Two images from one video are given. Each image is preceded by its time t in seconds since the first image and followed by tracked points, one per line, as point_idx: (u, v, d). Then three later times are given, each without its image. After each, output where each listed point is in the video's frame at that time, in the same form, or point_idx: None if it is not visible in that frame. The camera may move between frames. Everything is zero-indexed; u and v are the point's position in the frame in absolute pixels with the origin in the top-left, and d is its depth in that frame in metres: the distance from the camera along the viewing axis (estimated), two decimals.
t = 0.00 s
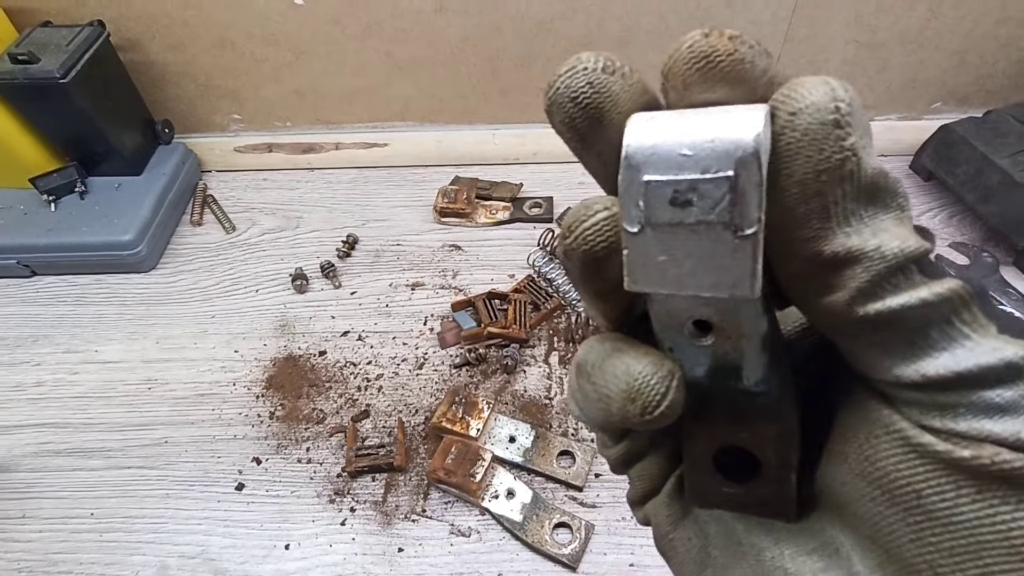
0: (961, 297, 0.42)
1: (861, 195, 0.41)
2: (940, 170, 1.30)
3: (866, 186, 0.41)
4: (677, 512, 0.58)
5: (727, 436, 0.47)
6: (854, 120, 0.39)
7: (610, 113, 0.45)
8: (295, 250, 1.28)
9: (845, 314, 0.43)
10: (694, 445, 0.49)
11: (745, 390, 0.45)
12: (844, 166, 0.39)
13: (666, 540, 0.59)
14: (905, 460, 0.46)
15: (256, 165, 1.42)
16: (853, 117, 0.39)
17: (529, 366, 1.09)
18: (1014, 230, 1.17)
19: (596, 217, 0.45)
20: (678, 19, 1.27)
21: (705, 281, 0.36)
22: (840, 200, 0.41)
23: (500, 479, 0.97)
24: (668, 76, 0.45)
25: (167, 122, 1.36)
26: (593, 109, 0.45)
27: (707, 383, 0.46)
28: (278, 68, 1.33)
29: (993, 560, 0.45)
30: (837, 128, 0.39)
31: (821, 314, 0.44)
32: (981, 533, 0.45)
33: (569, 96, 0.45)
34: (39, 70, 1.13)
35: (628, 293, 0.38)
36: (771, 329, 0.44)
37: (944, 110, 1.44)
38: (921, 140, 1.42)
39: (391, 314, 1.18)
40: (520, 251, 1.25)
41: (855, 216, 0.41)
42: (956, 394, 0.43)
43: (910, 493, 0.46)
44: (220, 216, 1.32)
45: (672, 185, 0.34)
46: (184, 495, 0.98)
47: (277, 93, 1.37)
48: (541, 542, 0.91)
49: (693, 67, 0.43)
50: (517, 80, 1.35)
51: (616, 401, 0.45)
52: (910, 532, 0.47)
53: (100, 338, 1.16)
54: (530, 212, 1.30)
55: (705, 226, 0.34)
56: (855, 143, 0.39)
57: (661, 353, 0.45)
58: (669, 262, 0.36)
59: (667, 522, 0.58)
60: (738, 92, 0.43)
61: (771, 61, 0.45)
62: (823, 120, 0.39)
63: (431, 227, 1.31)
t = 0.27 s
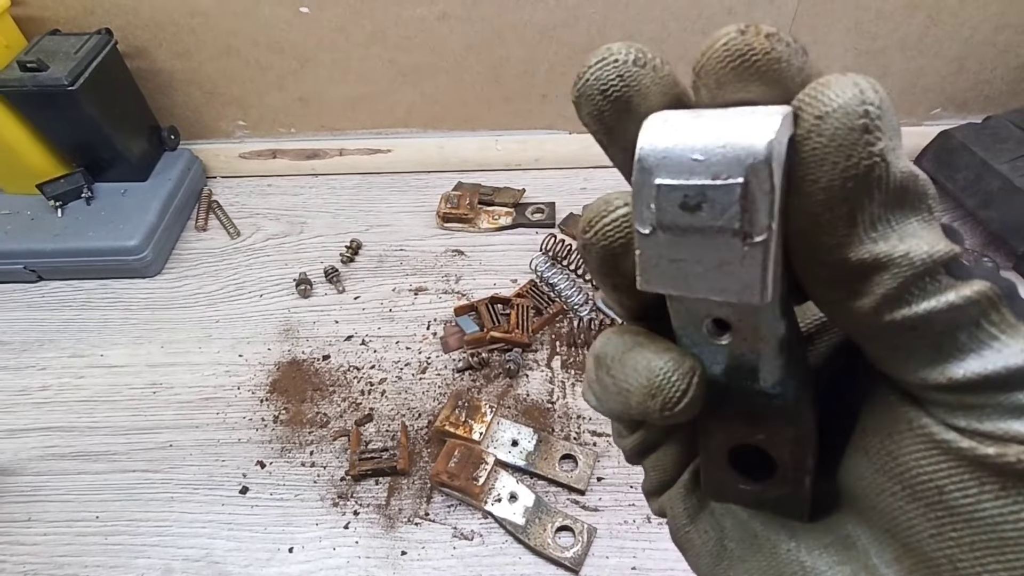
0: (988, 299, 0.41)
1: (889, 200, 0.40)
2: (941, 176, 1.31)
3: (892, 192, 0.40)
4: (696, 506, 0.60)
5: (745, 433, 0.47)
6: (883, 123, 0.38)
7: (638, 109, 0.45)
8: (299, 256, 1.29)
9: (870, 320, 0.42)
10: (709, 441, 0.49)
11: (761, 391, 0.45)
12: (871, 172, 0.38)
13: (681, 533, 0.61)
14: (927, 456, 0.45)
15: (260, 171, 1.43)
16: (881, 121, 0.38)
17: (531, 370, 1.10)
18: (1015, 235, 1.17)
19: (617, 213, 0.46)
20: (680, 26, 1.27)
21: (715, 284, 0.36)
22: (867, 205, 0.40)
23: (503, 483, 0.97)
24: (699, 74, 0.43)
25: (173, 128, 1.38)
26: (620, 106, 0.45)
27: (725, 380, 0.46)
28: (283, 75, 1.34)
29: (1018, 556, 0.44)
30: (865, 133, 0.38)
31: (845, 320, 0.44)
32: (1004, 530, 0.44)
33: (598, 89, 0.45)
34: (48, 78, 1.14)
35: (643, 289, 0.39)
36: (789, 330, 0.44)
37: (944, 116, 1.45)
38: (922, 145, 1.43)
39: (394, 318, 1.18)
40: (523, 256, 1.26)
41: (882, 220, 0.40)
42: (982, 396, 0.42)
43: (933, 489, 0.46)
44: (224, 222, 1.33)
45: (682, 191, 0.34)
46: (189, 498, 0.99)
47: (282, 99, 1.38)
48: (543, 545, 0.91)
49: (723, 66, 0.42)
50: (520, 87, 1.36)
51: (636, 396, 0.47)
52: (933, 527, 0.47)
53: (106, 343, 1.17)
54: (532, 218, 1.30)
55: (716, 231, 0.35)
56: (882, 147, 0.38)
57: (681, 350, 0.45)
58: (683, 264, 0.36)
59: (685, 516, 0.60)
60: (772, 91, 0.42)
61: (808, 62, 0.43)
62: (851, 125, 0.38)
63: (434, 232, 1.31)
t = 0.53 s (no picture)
0: (995, 310, 0.41)
1: (896, 215, 0.40)
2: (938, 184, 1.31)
3: (898, 208, 0.40)
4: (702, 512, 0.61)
5: (752, 443, 0.48)
6: (887, 140, 0.38)
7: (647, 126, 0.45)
8: (302, 262, 1.29)
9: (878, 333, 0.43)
10: (715, 449, 0.50)
11: (766, 403, 0.45)
12: (876, 189, 0.39)
13: (689, 538, 0.63)
14: (935, 464, 0.46)
15: (263, 178, 1.44)
16: (885, 138, 0.38)
17: (532, 377, 1.11)
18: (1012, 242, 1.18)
19: (624, 227, 0.47)
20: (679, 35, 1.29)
21: (719, 299, 0.37)
22: (873, 220, 0.40)
23: (505, 488, 0.98)
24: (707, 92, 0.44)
25: (176, 136, 1.38)
26: (630, 121, 0.45)
27: (730, 392, 0.46)
28: (285, 83, 1.35)
29: None
30: (870, 151, 0.38)
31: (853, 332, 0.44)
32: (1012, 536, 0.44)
33: (607, 105, 0.46)
34: (53, 86, 1.15)
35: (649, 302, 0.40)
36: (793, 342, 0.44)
37: (942, 123, 1.46)
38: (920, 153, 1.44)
39: (396, 325, 1.19)
40: (524, 263, 1.27)
41: (889, 235, 0.41)
42: (989, 405, 0.43)
43: (940, 495, 0.46)
44: (227, 228, 1.33)
45: (686, 209, 0.35)
46: (191, 504, 0.99)
47: (284, 107, 1.39)
48: (545, 551, 0.92)
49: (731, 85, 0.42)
50: (521, 95, 1.37)
51: (643, 406, 0.48)
52: (941, 533, 0.47)
53: (109, 349, 1.18)
54: (533, 225, 1.31)
55: (719, 248, 0.35)
56: (887, 164, 0.39)
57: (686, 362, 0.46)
58: (688, 278, 0.37)
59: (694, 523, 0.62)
60: (780, 110, 0.42)
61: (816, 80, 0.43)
62: (856, 143, 0.38)
63: (436, 239, 1.32)
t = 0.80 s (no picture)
0: (998, 315, 0.41)
1: (897, 221, 0.40)
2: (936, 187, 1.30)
3: (899, 214, 0.40)
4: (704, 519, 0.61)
5: (753, 449, 0.47)
6: (887, 145, 0.38)
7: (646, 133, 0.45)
8: (299, 267, 1.29)
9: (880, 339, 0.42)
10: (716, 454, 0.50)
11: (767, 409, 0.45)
12: (877, 195, 0.38)
13: (690, 546, 0.62)
14: (938, 471, 0.45)
15: (262, 183, 1.44)
16: (885, 143, 0.38)
17: (530, 382, 1.10)
18: (1010, 246, 1.17)
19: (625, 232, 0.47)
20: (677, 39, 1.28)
21: (719, 307, 0.37)
22: (874, 226, 0.40)
23: (502, 495, 0.97)
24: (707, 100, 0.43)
25: (174, 140, 1.38)
26: (630, 128, 0.45)
27: (732, 399, 0.46)
28: (283, 88, 1.35)
29: None
30: (870, 157, 0.38)
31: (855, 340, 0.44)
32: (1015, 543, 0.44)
33: (607, 112, 0.45)
34: (51, 91, 1.15)
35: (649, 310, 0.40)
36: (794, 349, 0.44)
37: (940, 127, 1.45)
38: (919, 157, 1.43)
39: (393, 329, 1.19)
40: (523, 267, 1.26)
41: (890, 241, 0.40)
42: (993, 412, 0.42)
43: (943, 502, 0.46)
44: (225, 233, 1.33)
45: (685, 217, 0.35)
46: (187, 511, 0.99)
47: (282, 112, 1.39)
48: (542, 558, 0.91)
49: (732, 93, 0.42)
50: (519, 99, 1.37)
51: (644, 413, 0.47)
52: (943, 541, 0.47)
53: (106, 354, 1.17)
54: (532, 229, 1.31)
55: (719, 255, 0.35)
56: (887, 170, 0.38)
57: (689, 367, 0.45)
58: (688, 286, 0.37)
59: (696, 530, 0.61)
60: (780, 118, 0.42)
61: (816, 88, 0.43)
62: (856, 150, 0.38)
63: (434, 244, 1.32)
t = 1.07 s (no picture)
0: (988, 327, 0.41)
1: (882, 233, 0.40)
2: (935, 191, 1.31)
3: (884, 226, 0.39)
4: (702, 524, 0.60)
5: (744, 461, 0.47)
6: (868, 157, 0.38)
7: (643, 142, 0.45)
8: (298, 271, 1.29)
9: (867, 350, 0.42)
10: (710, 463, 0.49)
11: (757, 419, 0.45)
12: (858, 209, 0.38)
13: (688, 553, 0.61)
14: (931, 479, 0.45)
15: (262, 187, 1.44)
16: (865, 155, 0.38)
17: (528, 386, 1.10)
18: (1009, 250, 1.18)
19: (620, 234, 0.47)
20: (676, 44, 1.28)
21: (693, 312, 0.37)
22: (858, 239, 0.39)
23: (500, 499, 0.97)
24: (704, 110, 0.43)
25: (174, 144, 1.39)
26: (626, 137, 0.45)
27: (722, 409, 0.46)
28: (283, 92, 1.35)
29: None
30: (850, 171, 0.38)
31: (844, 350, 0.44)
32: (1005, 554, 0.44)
33: (604, 120, 0.45)
34: (51, 95, 1.15)
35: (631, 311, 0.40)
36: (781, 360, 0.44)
37: (938, 132, 1.45)
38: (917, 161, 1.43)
39: (392, 333, 1.19)
40: (521, 271, 1.26)
41: (875, 253, 0.40)
42: (981, 421, 0.42)
43: (936, 511, 0.46)
44: (224, 237, 1.33)
45: (658, 223, 0.35)
46: (185, 515, 0.99)
47: (281, 116, 1.39)
48: (540, 563, 0.91)
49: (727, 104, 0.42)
50: (518, 103, 1.37)
51: (637, 404, 0.45)
52: (935, 549, 0.47)
53: (105, 358, 1.18)
54: (530, 233, 1.31)
55: (690, 262, 0.35)
56: (868, 183, 0.38)
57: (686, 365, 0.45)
58: (664, 290, 0.37)
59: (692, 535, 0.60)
60: (774, 129, 0.42)
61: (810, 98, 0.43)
62: (835, 165, 0.37)
63: (433, 248, 1.32)
